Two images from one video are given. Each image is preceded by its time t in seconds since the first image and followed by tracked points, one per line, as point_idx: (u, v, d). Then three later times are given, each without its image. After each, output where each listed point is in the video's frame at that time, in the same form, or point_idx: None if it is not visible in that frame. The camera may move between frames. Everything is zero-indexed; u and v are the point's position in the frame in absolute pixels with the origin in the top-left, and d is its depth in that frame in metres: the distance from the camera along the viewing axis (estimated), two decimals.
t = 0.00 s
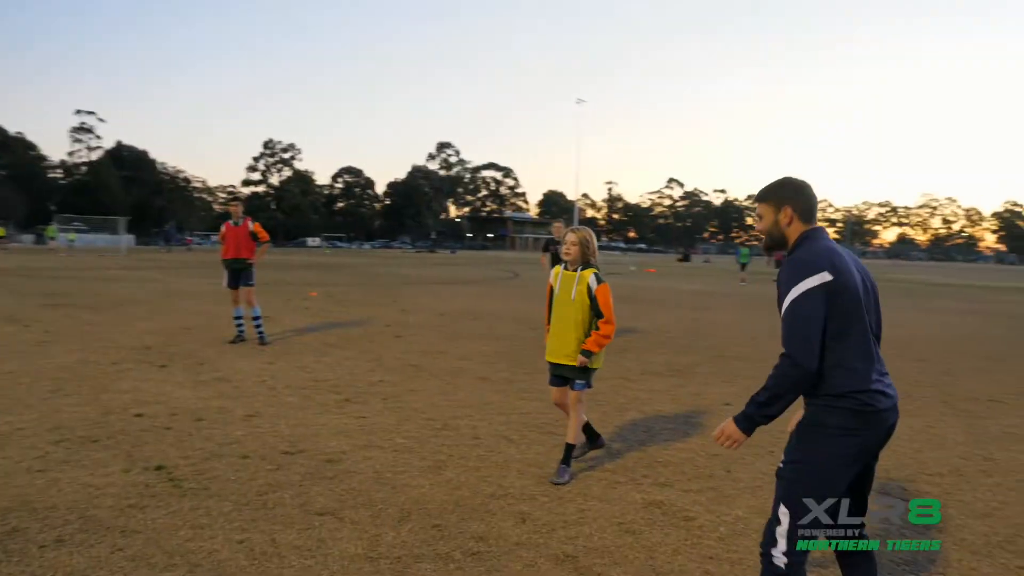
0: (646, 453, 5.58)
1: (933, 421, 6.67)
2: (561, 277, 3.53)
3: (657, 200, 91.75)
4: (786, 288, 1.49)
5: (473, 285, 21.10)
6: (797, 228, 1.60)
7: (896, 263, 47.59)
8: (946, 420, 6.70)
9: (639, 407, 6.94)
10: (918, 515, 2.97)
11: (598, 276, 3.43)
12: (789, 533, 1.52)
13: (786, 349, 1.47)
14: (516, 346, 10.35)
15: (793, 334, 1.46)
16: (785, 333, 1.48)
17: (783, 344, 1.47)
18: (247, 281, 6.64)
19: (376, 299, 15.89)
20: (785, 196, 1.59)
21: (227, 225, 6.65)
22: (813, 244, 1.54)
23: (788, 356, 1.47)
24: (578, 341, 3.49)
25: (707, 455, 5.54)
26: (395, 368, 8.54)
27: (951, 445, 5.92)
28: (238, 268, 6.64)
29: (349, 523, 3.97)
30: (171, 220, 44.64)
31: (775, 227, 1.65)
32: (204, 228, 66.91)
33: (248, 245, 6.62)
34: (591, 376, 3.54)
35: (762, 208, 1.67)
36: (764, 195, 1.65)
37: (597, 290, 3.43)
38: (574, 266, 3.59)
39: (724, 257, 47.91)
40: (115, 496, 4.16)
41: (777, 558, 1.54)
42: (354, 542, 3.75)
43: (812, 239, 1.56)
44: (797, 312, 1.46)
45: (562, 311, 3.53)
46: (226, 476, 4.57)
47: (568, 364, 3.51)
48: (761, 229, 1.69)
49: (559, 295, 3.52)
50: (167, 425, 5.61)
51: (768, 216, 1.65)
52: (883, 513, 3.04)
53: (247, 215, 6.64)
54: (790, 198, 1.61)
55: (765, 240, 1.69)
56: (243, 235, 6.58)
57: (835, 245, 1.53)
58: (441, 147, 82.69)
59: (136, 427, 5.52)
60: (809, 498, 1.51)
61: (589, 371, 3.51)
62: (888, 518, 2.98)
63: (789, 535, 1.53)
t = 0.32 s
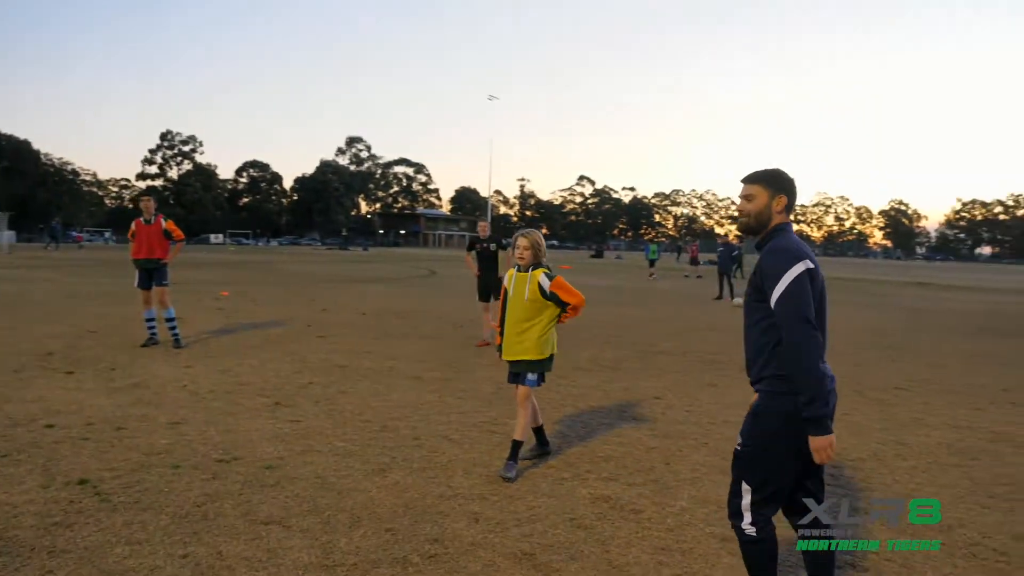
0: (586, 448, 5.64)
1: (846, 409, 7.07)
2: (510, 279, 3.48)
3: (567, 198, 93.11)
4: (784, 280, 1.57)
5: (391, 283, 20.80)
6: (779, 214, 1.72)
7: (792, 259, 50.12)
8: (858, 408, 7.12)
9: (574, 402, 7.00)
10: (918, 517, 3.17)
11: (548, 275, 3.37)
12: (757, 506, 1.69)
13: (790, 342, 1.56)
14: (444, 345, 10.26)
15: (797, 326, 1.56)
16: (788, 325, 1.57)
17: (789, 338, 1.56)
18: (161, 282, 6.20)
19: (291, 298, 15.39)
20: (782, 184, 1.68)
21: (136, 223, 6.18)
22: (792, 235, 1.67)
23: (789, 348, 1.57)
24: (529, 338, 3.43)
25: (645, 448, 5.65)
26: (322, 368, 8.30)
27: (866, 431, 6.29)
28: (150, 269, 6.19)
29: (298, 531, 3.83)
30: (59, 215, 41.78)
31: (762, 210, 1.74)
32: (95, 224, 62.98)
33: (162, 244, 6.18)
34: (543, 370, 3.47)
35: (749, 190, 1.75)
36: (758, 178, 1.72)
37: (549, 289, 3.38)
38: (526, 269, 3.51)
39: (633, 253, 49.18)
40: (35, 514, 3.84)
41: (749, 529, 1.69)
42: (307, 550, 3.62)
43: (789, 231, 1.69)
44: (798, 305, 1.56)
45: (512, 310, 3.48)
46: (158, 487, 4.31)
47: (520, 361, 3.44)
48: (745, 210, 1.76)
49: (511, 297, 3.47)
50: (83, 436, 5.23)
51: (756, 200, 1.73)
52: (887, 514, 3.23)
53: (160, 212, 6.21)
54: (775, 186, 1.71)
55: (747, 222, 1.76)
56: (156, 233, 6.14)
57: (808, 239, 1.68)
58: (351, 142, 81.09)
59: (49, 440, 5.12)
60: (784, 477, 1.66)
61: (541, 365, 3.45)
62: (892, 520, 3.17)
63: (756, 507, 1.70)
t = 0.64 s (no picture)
0: (523, 440, 5.71)
1: (763, 397, 7.43)
2: (457, 269, 3.47)
3: (479, 195, 93.22)
4: (729, 280, 1.82)
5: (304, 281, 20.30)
6: (704, 213, 1.99)
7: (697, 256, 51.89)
8: (774, 396, 7.50)
9: (506, 397, 7.05)
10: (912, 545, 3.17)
11: (497, 263, 3.42)
12: (710, 486, 1.94)
13: (724, 338, 1.81)
14: (368, 343, 10.11)
15: (732, 323, 1.82)
16: (723, 322, 1.82)
17: (725, 335, 1.81)
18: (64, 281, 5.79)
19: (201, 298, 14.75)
20: (696, 186, 1.96)
21: (35, 221, 5.74)
22: (725, 236, 1.93)
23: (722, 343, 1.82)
24: (479, 324, 3.42)
25: (580, 439, 5.77)
26: (244, 368, 8.03)
27: (783, 418, 6.65)
28: (53, 267, 5.77)
29: (242, 534, 3.73)
30: None
31: (684, 211, 2.02)
32: None
33: (64, 242, 5.76)
34: (493, 356, 3.45)
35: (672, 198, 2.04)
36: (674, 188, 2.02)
37: (497, 276, 3.42)
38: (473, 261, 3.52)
39: (546, 250, 49.87)
40: None
41: (704, 511, 1.95)
42: (254, 552, 3.53)
43: (724, 232, 1.94)
44: (735, 303, 1.82)
45: (460, 298, 3.47)
46: (84, 495, 4.07)
47: (471, 346, 3.42)
48: (674, 214, 2.06)
49: (460, 285, 3.45)
50: None
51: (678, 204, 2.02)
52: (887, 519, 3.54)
53: (63, 208, 5.79)
54: (700, 188, 1.97)
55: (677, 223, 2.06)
56: (58, 229, 5.72)
57: (742, 235, 1.93)
58: (256, 135, 78.40)
59: None
60: (718, 457, 1.93)
61: (491, 351, 3.43)
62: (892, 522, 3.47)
63: (709, 491, 1.95)
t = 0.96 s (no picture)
0: (494, 435, 5.77)
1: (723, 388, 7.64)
2: (431, 266, 3.53)
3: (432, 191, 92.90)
4: (709, 269, 1.95)
5: (259, 279, 19.97)
6: (675, 204, 2.12)
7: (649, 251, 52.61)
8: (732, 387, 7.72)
9: (473, 391, 7.12)
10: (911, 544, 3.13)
11: (470, 255, 3.48)
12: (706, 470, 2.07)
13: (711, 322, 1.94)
14: (329, 340, 10.03)
15: (716, 306, 1.95)
16: (709, 306, 1.94)
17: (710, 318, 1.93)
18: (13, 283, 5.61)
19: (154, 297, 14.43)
20: (670, 181, 2.09)
21: None
22: (695, 227, 2.06)
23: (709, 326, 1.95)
24: (457, 317, 3.48)
25: (549, 432, 5.86)
26: (205, 368, 7.91)
27: (742, 408, 6.86)
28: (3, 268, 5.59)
29: (220, 531, 3.72)
30: None
31: (658, 204, 2.14)
32: None
33: (14, 243, 5.56)
34: (475, 348, 3.52)
35: (644, 190, 2.15)
36: (649, 180, 2.12)
37: (472, 267, 3.49)
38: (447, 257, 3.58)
39: (500, 247, 50.02)
40: None
41: (705, 494, 2.06)
42: (234, 548, 3.53)
43: (693, 224, 2.08)
44: (717, 287, 1.95)
45: (437, 294, 3.53)
46: (53, 496, 4.01)
47: (454, 340, 3.47)
48: (645, 205, 2.16)
49: (436, 281, 3.51)
50: None
51: (651, 195, 2.13)
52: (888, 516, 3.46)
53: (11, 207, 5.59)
54: (670, 182, 2.10)
55: (649, 215, 2.16)
56: (8, 228, 5.53)
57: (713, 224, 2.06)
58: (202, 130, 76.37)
59: None
60: (711, 439, 2.06)
61: (474, 343, 3.50)
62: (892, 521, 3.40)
63: (706, 476, 2.07)
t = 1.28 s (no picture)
0: (485, 428, 5.79)
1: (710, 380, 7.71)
2: (431, 260, 3.53)
3: (418, 189, 92.65)
4: (709, 252, 2.00)
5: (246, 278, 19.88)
6: (668, 192, 2.18)
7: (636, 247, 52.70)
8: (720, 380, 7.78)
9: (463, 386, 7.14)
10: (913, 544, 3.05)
11: (469, 249, 3.52)
12: (696, 451, 2.12)
13: (717, 303, 1.99)
14: (317, 337, 10.01)
15: (720, 289, 2.00)
16: (714, 288, 1.99)
17: (717, 299, 1.98)
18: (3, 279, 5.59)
19: (141, 296, 14.33)
20: (669, 169, 2.15)
21: None
22: (685, 214, 2.11)
23: (712, 309, 2.00)
24: (457, 312, 3.51)
25: (540, 425, 5.89)
26: (194, 365, 7.88)
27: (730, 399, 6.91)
28: None
29: (212, 524, 3.73)
30: None
31: (655, 191, 2.18)
32: None
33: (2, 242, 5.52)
34: (474, 344, 3.55)
35: (644, 171, 2.17)
36: (652, 162, 2.15)
37: (470, 261, 3.52)
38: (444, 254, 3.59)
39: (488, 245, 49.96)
40: None
41: (694, 476, 2.11)
42: (226, 541, 3.54)
43: (681, 213, 2.13)
44: (718, 270, 2.00)
45: (435, 289, 3.53)
46: (45, 493, 4.01)
47: (453, 333, 3.48)
48: (642, 188, 2.18)
49: (435, 275, 3.52)
50: None
51: (652, 178, 2.16)
52: (887, 514, 3.38)
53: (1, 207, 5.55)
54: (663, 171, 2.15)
55: (644, 198, 2.18)
56: None
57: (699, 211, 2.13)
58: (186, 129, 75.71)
59: None
60: (700, 420, 2.11)
61: (473, 338, 3.53)
62: (891, 519, 3.33)
63: (694, 457, 2.12)
